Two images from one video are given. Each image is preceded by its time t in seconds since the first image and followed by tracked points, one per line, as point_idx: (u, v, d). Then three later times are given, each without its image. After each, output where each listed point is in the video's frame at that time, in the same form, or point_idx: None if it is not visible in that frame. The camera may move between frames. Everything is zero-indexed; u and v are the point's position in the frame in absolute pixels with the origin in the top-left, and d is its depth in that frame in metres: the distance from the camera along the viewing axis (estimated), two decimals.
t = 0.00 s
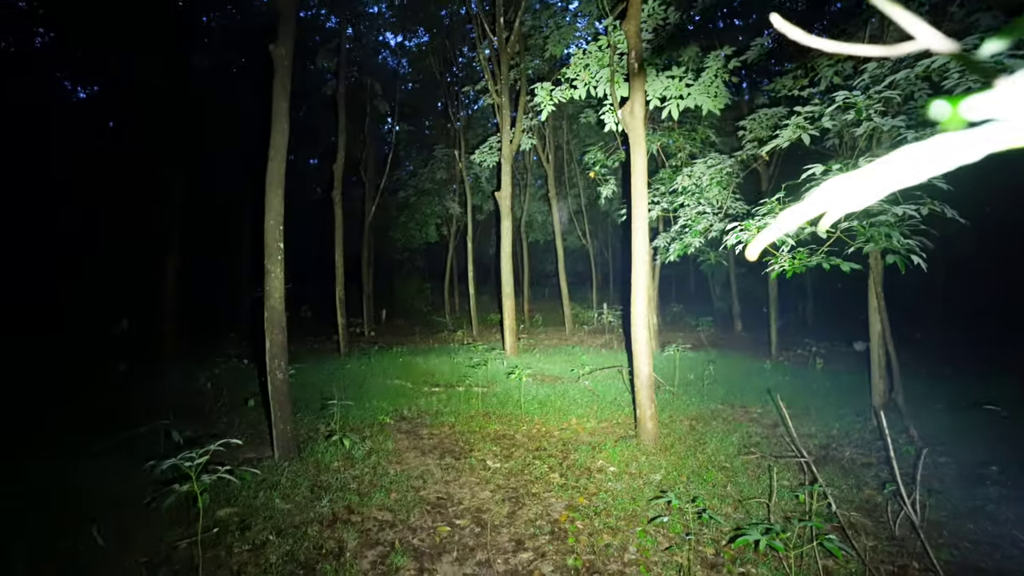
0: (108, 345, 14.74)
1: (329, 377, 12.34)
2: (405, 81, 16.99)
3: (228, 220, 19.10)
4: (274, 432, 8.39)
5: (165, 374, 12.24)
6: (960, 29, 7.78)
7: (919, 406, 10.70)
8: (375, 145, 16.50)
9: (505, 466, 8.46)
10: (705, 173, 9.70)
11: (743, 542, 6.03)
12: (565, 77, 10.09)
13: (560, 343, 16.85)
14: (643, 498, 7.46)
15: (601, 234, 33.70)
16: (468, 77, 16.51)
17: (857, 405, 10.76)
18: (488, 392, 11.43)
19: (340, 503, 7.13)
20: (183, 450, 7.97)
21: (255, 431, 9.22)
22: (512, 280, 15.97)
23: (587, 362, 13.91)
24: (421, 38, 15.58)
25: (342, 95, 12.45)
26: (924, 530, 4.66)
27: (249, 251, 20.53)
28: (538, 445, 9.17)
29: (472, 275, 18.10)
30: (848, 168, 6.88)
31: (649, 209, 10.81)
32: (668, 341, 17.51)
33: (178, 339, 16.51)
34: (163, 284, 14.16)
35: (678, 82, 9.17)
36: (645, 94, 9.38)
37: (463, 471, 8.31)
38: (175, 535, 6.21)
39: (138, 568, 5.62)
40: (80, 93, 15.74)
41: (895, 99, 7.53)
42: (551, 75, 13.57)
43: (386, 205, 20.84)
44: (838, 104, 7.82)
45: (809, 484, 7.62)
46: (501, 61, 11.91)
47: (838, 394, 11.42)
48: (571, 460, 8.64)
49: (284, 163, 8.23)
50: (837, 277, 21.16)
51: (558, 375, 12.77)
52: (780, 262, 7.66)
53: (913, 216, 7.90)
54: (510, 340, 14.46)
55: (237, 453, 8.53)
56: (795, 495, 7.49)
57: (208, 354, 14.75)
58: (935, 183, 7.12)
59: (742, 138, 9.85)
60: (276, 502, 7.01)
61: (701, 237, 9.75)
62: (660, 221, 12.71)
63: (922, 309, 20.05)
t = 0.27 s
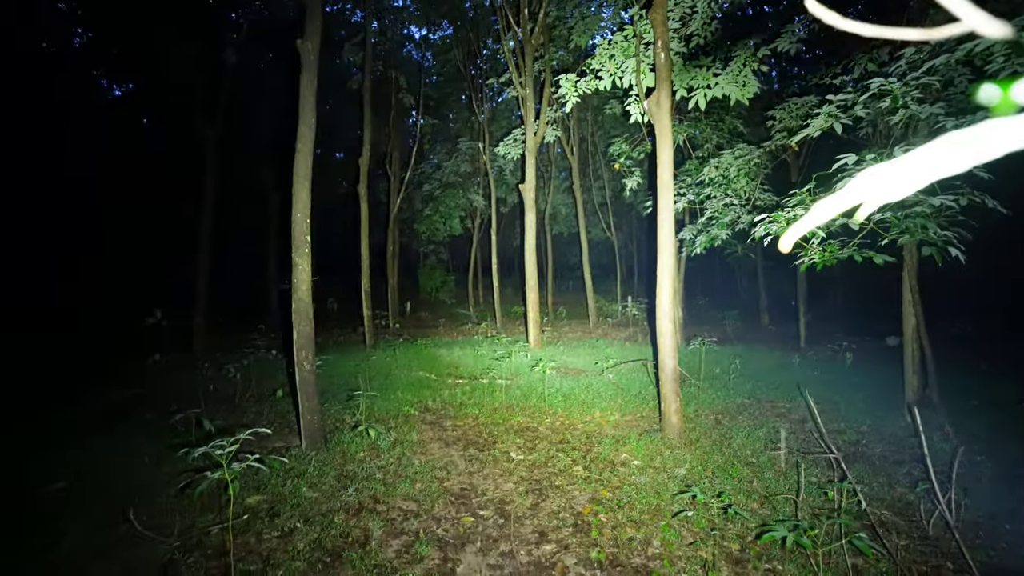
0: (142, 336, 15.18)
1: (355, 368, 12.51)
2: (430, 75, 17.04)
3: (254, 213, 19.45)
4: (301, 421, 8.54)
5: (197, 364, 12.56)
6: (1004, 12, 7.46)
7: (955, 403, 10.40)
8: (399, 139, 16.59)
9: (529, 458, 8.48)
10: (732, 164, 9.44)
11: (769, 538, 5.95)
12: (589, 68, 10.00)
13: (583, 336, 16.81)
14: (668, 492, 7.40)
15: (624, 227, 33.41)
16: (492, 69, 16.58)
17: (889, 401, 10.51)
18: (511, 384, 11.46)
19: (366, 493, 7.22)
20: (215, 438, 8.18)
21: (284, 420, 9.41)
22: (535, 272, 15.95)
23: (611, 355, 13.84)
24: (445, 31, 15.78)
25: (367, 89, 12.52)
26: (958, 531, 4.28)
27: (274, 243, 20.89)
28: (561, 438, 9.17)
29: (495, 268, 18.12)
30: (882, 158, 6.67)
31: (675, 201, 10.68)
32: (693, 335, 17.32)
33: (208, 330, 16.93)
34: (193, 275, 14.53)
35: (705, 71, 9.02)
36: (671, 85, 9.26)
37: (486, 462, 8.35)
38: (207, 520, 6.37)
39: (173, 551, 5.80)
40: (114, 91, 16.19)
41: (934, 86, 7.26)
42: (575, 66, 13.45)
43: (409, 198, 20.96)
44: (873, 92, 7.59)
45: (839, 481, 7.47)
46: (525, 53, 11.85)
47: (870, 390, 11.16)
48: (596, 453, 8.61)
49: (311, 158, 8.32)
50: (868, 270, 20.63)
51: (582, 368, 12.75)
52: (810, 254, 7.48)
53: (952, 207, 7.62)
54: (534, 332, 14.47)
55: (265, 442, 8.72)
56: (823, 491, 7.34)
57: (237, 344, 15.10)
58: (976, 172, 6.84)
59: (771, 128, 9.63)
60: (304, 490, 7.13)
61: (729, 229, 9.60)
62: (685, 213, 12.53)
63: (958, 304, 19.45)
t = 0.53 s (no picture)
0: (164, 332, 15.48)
1: (374, 364, 12.61)
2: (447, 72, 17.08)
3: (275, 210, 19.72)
4: (320, 417, 8.62)
5: (218, 359, 12.78)
6: None
7: (983, 402, 10.15)
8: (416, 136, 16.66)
9: (546, 455, 8.46)
10: (753, 159, 9.24)
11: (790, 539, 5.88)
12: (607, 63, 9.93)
13: (601, 333, 16.75)
14: (686, 491, 7.33)
15: (641, 223, 33.17)
16: (509, 65, 16.56)
17: (914, 401, 10.31)
18: (529, 381, 11.46)
19: (384, 487, 7.27)
20: (236, 433, 8.32)
21: (304, 415, 9.53)
22: (552, 269, 15.91)
23: (629, 352, 13.76)
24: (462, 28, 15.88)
25: (385, 86, 12.57)
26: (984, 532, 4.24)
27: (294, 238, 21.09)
28: (578, 435, 9.14)
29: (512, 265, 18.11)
30: (908, 152, 6.51)
31: (694, 198, 10.59)
32: (712, 332, 17.16)
33: (229, 326, 17.17)
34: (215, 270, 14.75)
35: (723, 65, 8.89)
36: (690, 79, 9.15)
37: (503, 459, 8.36)
38: (228, 512, 6.47)
39: (196, 542, 5.91)
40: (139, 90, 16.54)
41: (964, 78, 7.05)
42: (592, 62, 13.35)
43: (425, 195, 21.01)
44: (899, 85, 7.41)
45: (861, 481, 7.33)
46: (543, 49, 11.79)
47: (894, 389, 10.95)
48: (613, 451, 8.57)
49: (330, 155, 8.39)
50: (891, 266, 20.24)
51: (599, 366, 12.71)
52: (832, 251, 7.35)
53: (981, 202, 7.41)
54: (551, 329, 14.48)
55: (286, 437, 8.83)
56: (845, 492, 7.23)
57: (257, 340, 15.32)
58: (1008, 166, 6.61)
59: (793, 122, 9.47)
60: (323, 485, 7.21)
61: (748, 226, 9.49)
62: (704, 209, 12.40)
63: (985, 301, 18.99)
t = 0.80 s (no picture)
0: (191, 329, 15.83)
1: (396, 362, 12.72)
2: (468, 71, 17.13)
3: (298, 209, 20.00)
4: (344, 413, 8.72)
5: (245, 356, 13.03)
6: None
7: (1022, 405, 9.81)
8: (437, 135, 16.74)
9: (567, 454, 8.44)
10: (778, 156, 9.06)
11: (817, 543, 5.77)
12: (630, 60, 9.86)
13: (622, 332, 16.64)
14: (710, 492, 7.23)
15: (663, 222, 32.86)
16: (530, 63, 16.53)
17: (947, 403, 10.02)
18: (550, 380, 11.44)
19: (407, 484, 7.33)
20: (262, 428, 8.47)
21: (327, 412, 9.66)
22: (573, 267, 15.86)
23: (651, 351, 13.65)
24: (484, 27, 15.93)
25: (407, 85, 12.66)
26: None
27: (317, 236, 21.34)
28: (600, 434, 9.10)
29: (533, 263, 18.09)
30: (942, 147, 6.32)
31: (718, 195, 10.46)
32: (735, 331, 16.92)
33: (253, 323, 17.47)
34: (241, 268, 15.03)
35: (748, 60, 8.75)
36: (714, 75, 9.02)
37: (525, 457, 8.36)
38: (255, 506, 6.59)
39: (223, 535, 6.03)
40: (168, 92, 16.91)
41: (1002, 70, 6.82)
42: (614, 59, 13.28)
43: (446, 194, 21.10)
44: (932, 78, 7.21)
45: (891, 485, 7.15)
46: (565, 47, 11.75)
47: (927, 391, 10.65)
48: (636, 450, 8.50)
49: (354, 154, 8.48)
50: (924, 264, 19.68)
51: (621, 365, 12.62)
52: (861, 249, 7.17)
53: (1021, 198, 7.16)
54: (573, 327, 14.43)
55: (310, 433, 8.96)
56: (875, 496, 7.06)
57: (282, 337, 15.57)
58: None
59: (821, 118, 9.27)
60: (347, 481, 7.30)
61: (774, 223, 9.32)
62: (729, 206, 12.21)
63: None
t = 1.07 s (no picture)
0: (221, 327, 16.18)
1: (421, 361, 12.82)
2: (492, 71, 17.17)
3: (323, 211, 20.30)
4: (370, 411, 8.81)
5: (273, 354, 13.27)
6: None
7: None
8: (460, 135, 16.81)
9: (592, 455, 8.39)
10: (808, 154, 8.84)
11: (849, 549, 5.65)
12: (655, 57, 9.76)
13: (647, 332, 16.48)
14: (737, 495, 7.11)
15: (687, 221, 32.47)
16: (554, 62, 16.47)
17: (987, 407, 9.68)
18: (575, 380, 11.39)
19: (432, 483, 7.37)
20: (290, 426, 8.62)
21: (353, 410, 9.78)
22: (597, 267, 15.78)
23: (677, 352, 13.50)
24: (508, 26, 15.97)
25: (431, 86, 12.74)
26: None
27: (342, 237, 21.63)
28: (625, 436, 9.02)
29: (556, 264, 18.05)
30: (982, 142, 6.12)
31: (745, 193, 10.30)
32: (763, 332, 16.62)
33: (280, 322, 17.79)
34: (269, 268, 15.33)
35: (776, 56, 8.59)
36: (741, 71, 8.88)
37: (549, 457, 8.34)
38: (283, 502, 6.70)
39: (253, 530, 6.14)
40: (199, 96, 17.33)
41: None
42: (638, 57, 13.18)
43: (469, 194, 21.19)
44: (971, 71, 6.97)
45: (927, 491, 6.93)
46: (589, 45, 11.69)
47: (966, 394, 10.30)
48: (662, 452, 8.41)
49: (380, 155, 8.56)
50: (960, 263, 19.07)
51: (646, 365, 12.51)
52: (895, 248, 6.97)
53: None
54: (597, 327, 14.36)
55: (337, 431, 9.09)
56: (910, 502, 6.85)
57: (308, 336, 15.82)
58: None
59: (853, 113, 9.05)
60: (372, 478, 7.37)
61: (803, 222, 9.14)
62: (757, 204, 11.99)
63: None
